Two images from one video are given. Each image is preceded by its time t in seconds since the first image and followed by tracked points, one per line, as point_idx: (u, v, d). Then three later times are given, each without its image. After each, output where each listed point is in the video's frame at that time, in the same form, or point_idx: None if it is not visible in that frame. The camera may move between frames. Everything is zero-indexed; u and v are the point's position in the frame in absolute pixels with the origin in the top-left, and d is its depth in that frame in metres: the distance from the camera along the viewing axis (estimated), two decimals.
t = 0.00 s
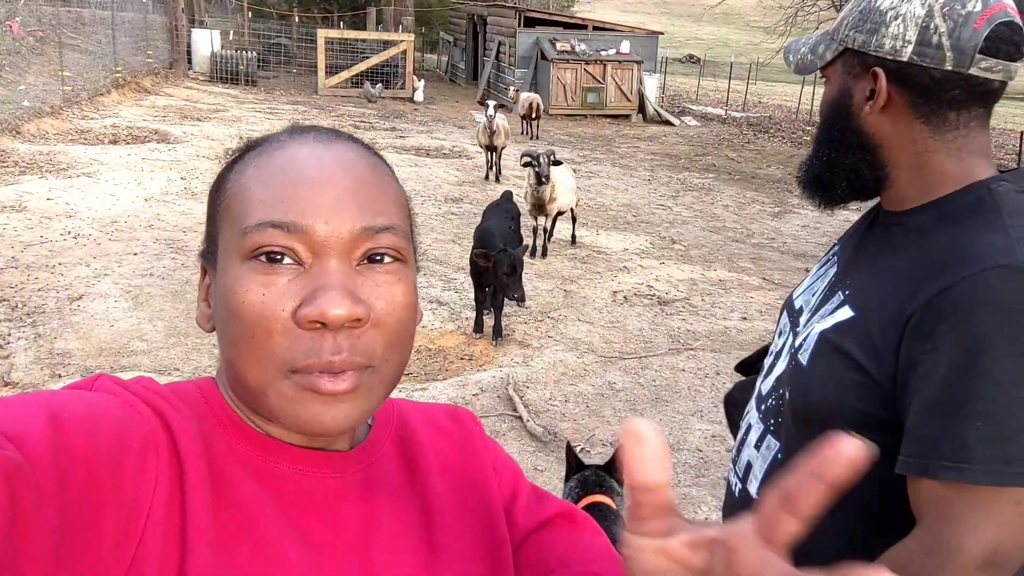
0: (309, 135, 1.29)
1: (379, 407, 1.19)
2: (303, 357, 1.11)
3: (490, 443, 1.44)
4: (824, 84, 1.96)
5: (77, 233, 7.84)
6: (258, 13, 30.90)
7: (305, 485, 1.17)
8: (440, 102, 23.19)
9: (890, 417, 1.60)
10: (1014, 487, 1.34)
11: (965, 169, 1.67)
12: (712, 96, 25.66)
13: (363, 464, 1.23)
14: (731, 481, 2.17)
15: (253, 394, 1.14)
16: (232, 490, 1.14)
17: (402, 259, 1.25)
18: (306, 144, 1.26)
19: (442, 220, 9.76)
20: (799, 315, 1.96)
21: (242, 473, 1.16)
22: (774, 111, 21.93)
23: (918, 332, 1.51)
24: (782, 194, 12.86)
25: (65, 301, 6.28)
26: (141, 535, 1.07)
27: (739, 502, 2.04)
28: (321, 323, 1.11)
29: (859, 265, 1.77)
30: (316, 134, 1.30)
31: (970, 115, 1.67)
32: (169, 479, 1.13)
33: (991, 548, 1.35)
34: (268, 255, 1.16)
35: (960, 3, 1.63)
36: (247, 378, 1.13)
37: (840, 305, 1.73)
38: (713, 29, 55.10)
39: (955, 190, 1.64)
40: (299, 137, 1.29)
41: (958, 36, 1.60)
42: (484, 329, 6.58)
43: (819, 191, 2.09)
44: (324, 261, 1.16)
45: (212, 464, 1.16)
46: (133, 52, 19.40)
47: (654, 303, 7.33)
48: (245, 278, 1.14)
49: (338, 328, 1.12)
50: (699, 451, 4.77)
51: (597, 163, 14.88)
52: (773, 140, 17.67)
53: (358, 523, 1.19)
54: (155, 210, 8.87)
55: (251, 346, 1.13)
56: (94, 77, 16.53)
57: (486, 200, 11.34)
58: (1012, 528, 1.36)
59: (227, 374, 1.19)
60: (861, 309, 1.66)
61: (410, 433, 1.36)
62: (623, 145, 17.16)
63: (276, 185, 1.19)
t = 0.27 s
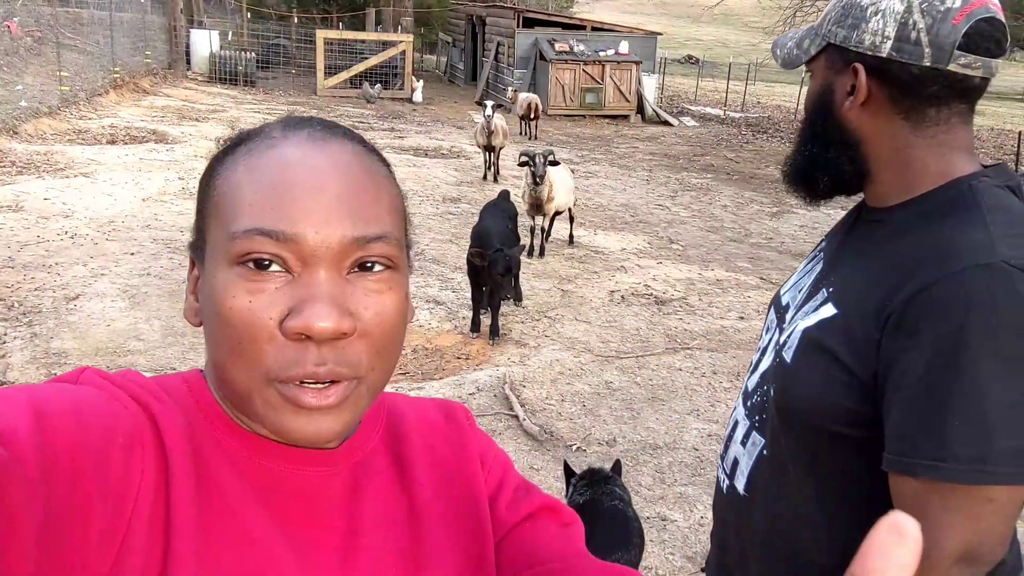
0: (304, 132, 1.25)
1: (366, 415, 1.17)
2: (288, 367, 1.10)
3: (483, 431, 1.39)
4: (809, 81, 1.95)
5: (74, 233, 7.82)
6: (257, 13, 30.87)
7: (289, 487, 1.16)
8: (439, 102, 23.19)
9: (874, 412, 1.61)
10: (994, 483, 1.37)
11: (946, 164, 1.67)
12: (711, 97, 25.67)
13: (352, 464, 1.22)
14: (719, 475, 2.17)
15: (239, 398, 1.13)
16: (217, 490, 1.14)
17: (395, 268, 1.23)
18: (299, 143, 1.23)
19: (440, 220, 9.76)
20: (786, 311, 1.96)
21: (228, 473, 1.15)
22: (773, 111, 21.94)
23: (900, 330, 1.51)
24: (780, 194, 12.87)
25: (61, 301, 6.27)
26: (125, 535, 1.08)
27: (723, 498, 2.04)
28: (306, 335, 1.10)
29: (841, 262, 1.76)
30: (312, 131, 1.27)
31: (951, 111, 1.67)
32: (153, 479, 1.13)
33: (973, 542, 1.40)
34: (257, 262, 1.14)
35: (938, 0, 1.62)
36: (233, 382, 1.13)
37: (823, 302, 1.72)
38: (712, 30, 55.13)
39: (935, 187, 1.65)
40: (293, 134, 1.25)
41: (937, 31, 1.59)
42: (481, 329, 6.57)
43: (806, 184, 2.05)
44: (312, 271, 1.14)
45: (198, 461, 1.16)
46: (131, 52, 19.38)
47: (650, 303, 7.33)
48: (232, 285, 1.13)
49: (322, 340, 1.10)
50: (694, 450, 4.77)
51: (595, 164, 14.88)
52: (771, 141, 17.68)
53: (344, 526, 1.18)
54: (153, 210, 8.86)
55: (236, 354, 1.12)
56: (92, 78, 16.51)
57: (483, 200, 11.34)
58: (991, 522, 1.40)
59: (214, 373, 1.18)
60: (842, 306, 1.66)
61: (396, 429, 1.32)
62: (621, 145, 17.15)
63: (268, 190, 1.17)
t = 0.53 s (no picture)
0: (284, 125, 1.26)
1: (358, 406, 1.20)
2: (280, 359, 1.11)
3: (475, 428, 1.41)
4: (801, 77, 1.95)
5: (73, 234, 7.83)
6: (256, 13, 30.87)
7: (284, 483, 1.16)
8: (438, 103, 23.20)
9: (871, 411, 1.60)
10: (995, 482, 1.38)
11: (939, 163, 1.68)
12: (710, 97, 25.69)
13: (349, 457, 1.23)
14: (715, 476, 2.17)
15: (232, 393, 1.14)
16: (214, 487, 1.14)
17: (382, 258, 1.25)
18: (278, 137, 1.24)
19: (439, 220, 9.76)
20: (779, 311, 1.96)
21: (224, 470, 1.15)
22: (771, 112, 21.96)
23: (896, 330, 1.50)
24: (779, 195, 12.89)
25: (60, 301, 6.27)
26: (121, 537, 1.07)
27: (720, 499, 2.04)
28: (298, 327, 1.11)
29: (835, 261, 1.76)
30: (292, 123, 1.27)
31: (943, 109, 1.67)
32: (148, 477, 1.12)
33: (977, 541, 1.41)
34: (243, 257, 1.15)
35: None
36: (225, 379, 1.13)
37: (819, 301, 1.72)
38: (711, 31, 55.20)
39: (929, 185, 1.66)
40: (273, 127, 1.26)
41: (929, 30, 1.59)
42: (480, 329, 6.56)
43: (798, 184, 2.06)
44: (300, 263, 1.15)
45: (193, 457, 1.16)
46: (130, 53, 19.40)
47: (649, 303, 7.34)
48: (220, 282, 1.13)
49: (314, 332, 1.12)
50: (693, 450, 4.78)
51: (595, 164, 14.89)
52: (769, 141, 17.70)
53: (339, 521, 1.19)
54: (152, 211, 8.87)
55: (228, 348, 1.12)
56: (92, 78, 16.52)
57: (482, 201, 11.35)
58: (994, 520, 1.40)
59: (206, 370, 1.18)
60: (838, 305, 1.66)
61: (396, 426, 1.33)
62: (620, 145, 17.17)
63: (249, 184, 1.17)
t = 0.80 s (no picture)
0: (258, 133, 1.28)
1: (351, 404, 1.24)
2: (274, 362, 1.14)
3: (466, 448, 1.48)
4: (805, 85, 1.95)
5: (74, 235, 7.83)
6: (255, 13, 30.84)
7: (287, 488, 1.19)
8: (438, 103, 23.19)
9: (879, 421, 1.60)
10: (1004, 492, 1.38)
11: (945, 169, 1.68)
12: (710, 97, 25.68)
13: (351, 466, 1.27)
14: (718, 486, 2.17)
15: (230, 401, 1.17)
16: (218, 497, 1.15)
17: (366, 256, 1.28)
18: (254, 145, 1.25)
19: (440, 221, 9.76)
20: (784, 319, 1.96)
21: (228, 480, 1.17)
22: (772, 112, 21.97)
23: (905, 339, 1.50)
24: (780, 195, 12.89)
25: (61, 302, 6.27)
26: (125, 550, 1.07)
27: (725, 507, 2.04)
28: (292, 331, 1.14)
29: (841, 269, 1.76)
30: (266, 131, 1.29)
31: (950, 117, 1.67)
32: (152, 488, 1.13)
33: (986, 550, 1.41)
34: (231, 266, 1.16)
35: (941, 7, 1.62)
36: (223, 389, 1.16)
37: (826, 311, 1.72)
38: (710, 31, 55.20)
39: (937, 193, 1.66)
40: (249, 136, 1.28)
41: (938, 40, 1.60)
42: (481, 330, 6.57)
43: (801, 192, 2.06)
44: (287, 268, 1.18)
45: (196, 468, 1.17)
46: (130, 53, 19.39)
47: (651, 304, 7.34)
48: (209, 291, 1.15)
49: (308, 333, 1.16)
50: (695, 451, 4.78)
51: (595, 165, 14.89)
52: (770, 141, 17.70)
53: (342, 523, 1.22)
54: (153, 212, 8.87)
55: (222, 356, 1.14)
56: (92, 79, 16.51)
57: (483, 201, 11.35)
58: (1003, 529, 1.41)
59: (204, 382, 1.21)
60: (847, 314, 1.66)
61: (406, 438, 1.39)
62: (621, 146, 17.17)
63: (230, 196, 1.19)
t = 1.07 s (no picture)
0: (261, 137, 1.30)
1: (365, 396, 1.24)
2: (285, 355, 1.15)
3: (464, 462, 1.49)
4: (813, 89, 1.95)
5: (75, 236, 7.84)
6: (255, 14, 30.84)
7: (300, 488, 1.21)
8: (438, 103, 23.20)
9: (888, 428, 1.61)
10: (1015, 500, 1.38)
11: (953, 174, 1.68)
12: (710, 97, 25.69)
13: (362, 468, 1.28)
14: (723, 490, 2.17)
15: (243, 399, 1.18)
16: (233, 500, 1.16)
17: (373, 248, 1.29)
18: (257, 147, 1.27)
19: (440, 222, 9.77)
20: (790, 322, 1.96)
21: (241, 481, 1.18)
22: (771, 112, 21.98)
23: (914, 346, 1.51)
24: (780, 195, 12.89)
25: (63, 303, 6.28)
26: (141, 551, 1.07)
27: (730, 510, 2.04)
28: (302, 322, 1.15)
29: (849, 274, 1.77)
30: (268, 135, 1.31)
31: (957, 122, 1.67)
32: (167, 492, 1.13)
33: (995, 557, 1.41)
34: (240, 266, 1.17)
35: (948, 11, 1.62)
36: (237, 386, 1.17)
37: (833, 316, 1.73)
38: (710, 31, 55.20)
39: (946, 199, 1.66)
40: (252, 141, 1.30)
41: (945, 44, 1.60)
42: (482, 330, 6.58)
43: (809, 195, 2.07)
44: (295, 262, 1.19)
45: (210, 470, 1.18)
46: (130, 53, 19.40)
47: (651, 305, 7.34)
48: (219, 290, 1.16)
49: (318, 325, 1.16)
50: (696, 452, 4.79)
51: (596, 165, 14.90)
52: (770, 142, 17.70)
53: (356, 520, 1.23)
54: (153, 212, 8.87)
55: (234, 355, 1.15)
56: (92, 79, 16.51)
57: (483, 202, 11.36)
58: (1014, 539, 1.40)
59: (217, 383, 1.22)
60: (855, 320, 1.66)
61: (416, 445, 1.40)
62: (621, 146, 17.17)
63: (236, 194, 1.20)
